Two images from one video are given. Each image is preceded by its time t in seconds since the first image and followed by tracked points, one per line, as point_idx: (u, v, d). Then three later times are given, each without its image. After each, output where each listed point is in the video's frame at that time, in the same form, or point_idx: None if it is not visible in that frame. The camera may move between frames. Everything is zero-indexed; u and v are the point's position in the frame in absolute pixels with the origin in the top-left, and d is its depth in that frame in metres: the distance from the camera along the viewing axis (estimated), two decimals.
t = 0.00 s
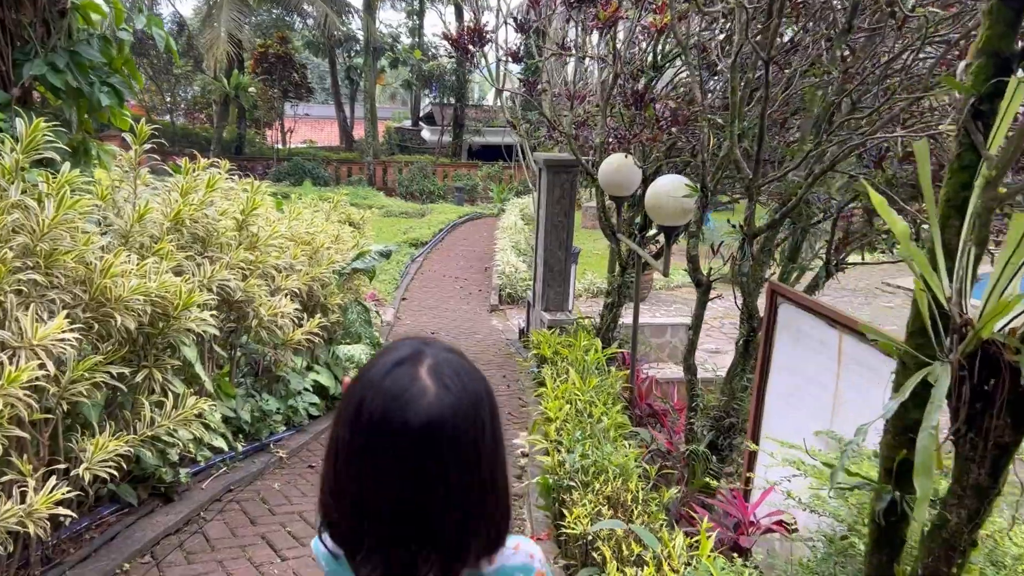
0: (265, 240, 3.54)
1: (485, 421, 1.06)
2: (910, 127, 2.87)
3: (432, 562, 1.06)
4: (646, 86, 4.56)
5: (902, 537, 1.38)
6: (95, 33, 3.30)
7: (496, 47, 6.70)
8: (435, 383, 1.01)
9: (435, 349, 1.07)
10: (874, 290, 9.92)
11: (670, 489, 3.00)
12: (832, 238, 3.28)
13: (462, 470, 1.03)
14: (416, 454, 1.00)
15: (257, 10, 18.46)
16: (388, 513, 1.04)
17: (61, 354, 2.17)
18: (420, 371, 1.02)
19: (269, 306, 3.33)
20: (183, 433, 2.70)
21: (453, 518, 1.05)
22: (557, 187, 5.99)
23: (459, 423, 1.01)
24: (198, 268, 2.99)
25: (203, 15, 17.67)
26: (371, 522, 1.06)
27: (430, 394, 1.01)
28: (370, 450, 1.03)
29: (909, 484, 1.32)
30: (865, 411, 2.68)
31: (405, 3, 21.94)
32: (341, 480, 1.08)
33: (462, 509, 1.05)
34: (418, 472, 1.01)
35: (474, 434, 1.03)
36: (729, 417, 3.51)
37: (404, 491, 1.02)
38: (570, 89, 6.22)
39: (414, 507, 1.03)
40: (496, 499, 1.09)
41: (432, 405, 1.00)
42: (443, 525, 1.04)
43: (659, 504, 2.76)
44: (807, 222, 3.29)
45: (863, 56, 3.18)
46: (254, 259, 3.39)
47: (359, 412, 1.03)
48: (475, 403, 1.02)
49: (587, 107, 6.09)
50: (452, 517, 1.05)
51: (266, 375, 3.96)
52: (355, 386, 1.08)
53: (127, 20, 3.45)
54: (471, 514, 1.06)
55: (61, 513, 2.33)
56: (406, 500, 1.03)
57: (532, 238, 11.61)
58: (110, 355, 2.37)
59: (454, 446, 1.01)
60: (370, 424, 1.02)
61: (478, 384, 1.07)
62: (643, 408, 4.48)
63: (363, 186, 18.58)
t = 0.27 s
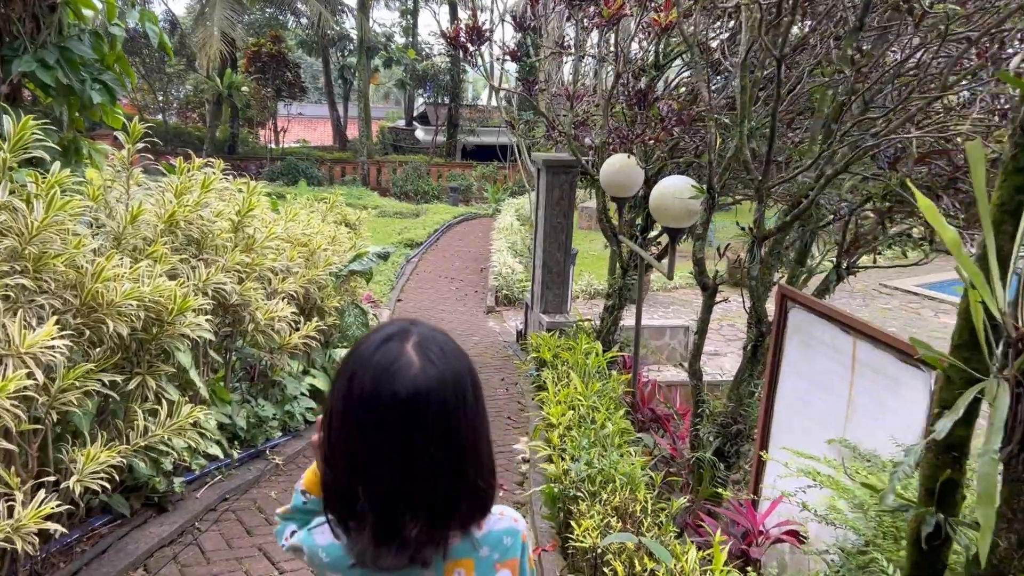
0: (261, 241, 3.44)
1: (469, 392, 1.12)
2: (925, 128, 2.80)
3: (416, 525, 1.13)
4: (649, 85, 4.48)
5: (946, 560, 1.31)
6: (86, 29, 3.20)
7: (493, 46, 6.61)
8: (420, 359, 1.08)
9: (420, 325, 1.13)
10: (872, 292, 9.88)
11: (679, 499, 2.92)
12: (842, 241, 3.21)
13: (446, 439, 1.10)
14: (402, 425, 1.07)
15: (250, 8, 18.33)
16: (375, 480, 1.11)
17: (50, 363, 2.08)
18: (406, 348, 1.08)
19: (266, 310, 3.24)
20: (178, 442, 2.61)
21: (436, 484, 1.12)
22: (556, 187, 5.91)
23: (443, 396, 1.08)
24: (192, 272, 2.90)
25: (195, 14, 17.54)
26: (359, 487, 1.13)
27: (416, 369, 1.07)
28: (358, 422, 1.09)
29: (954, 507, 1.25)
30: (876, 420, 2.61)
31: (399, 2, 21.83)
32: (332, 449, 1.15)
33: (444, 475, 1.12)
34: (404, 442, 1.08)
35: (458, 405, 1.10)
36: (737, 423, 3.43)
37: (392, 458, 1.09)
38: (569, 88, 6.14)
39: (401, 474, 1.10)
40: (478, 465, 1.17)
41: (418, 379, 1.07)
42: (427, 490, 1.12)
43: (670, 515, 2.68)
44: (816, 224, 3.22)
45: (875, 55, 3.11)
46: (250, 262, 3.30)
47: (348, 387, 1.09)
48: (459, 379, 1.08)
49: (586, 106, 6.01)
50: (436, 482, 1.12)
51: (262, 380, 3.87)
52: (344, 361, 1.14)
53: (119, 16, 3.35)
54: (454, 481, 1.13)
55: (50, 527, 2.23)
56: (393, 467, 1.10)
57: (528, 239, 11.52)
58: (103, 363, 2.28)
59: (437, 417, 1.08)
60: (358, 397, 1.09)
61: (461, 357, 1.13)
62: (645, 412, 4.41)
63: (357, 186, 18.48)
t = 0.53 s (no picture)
0: (252, 241, 3.36)
1: (418, 401, 1.20)
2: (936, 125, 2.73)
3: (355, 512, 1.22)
4: (649, 83, 4.41)
5: None
6: (72, 22, 3.10)
7: (489, 44, 6.53)
8: (370, 364, 1.16)
9: (384, 332, 1.21)
10: (868, 293, 9.83)
11: (682, 507, 2.84)
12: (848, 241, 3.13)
13: (388, 443, 1.18)
14: (347, 423, 1.16)
15: (242, 8, 18.20)
16: (323, 469, 1.21)
17: (29, 367, 1.99)
18: (361, 352, 1.16)
19: (258, 311, 3.16)
20: (165, 448, 2.52)
21: (376, 480, 1.21)
22: (553, 187, 5.83)
23: (389, 401, 1.16)
24: (180, 272, 2.81)
25: (188, 12, 17.40)
26: (308, 473, 1.23)
27: (366, 374, 1.15)
28: (311, 414, 1.19)
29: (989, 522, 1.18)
30: (886, 424, 2.54)
31: (392, 2, 21.73)
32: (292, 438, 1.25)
33: (384, 474, 1.20)
34: (348, 439, 1.17)
35: (403, 411, 1.18)
36: (740, 428, 3.36)
37: (337, 454, 1.18)
38: (566, 86, 6.06)
39: (345, 466, 1.19)
40: (422, 470, 1.24)
41: (366, 384, 1.15)
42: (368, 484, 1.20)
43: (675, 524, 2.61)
44: (820, 225, 3.15)
45: (882, 51, 3.04)
46: (241, 262, 3.21)
47: (306, 380, 1.18)
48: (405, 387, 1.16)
49: (583, 105, 5.93)
50: (376, 479, 1.21)
51: (253, 383, 3.78)
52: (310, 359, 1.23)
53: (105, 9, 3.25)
54: (393, 480, 1.21)
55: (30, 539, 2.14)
56: (337, 460, 1.19)
57: (522, 239, 11.44)
58: (86, 367, 2.19)
59: (380, 421, 1.16)
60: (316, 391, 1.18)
61: (416, 368, 1.21)
62: (644, 416, 4.34)
63: (350, 186, 18.37)
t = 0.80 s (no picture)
0: (237, 240, 3.25)
1: (383, 399, 1.21)
2: (945, 119, 2.64)
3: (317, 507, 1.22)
4: (645, 79, 4.32)
5: None
6: (49, 11, 2.98)
7: (482, 41, 6.43)
8: (335, 361, 1.18)
9: (353, 331, 1.23)
10: (864, 294, 9.77)
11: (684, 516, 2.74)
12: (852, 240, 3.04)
13: (354, 438, 1.19)
14: (312, 417, 1.18)
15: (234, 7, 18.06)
16: (288, 463, 1.22)
17: None
18: (327, 348, 1.18)
19: (243, 313, 3.05)
20: (143, 456, 2.41)
21: (342, 475, 1.21)
22: (547, 186, 5.73)
23: (352, 396, 1.18)
24: (161, 272, 2.71)
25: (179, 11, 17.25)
26: (276, 468, 1.24)
27: (330, 370, 1.17)
28: (279, 409, 1.21)
29: None
30: (893, 430, 2.44)
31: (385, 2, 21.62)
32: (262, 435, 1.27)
33: (348, 470, 1.21)
34: (312, 434, 1.19)
35: (367, 408, 1.19)
36: (741, 432, 3.26)
37: (302, 448, 1.20)
38: (561, 84, 5.96)
39: (309, 460, 1.21)
40: (387, 470, 1.25)
41: (329, 379, 1.17)
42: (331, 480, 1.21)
43: (677, 535, 2.51)
44: (823, 223, 3.02)
45: (887, 44, 2.96)
46: (225, 262, 3.10)
47: (275, 376, 1.21)
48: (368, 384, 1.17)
49: (578, 103, 5.84)
50: (341, 475, 1.22)
51: (240, 387, 3.67)
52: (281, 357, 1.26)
53: None
54: (356, 477, 1.22)
55: None
56: (301, 453, 1.20)
57: (516, 240, 11.34)
58: (57, 373, 2.09)
59: (345, 416, 1.18)
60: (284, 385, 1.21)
61: (383, 366, 1.22)
62: (641, 419, 4.24)
63: (342, 187, 18.24)
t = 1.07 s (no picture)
0: (223, 247, 3.16)
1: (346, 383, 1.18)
2: (953, 124, 2.56)
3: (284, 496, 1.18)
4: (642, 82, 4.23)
5: None
6: (26, 11, 2.87)
7: (476, 43, 6.35)
8: (297, 346, 1.14)
9: (312, 316, 1.19)
10: (861, 298, 9.71)
11: (685, 532, 2.66)
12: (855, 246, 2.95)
13: (319, 422, 1.16)
14: (276, 405, 1.14)
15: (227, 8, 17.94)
16: (253, 452, 1.18)
17: None
18: (288, 335, 1.15)
19: (228, 322, 2.95)
20: (121, 473, 2.31)
21: (307, 463, 1.18)
22: (542, 189, 5.64)
23: (316, 381, 1.14)
24: (141, 281, 2.62)
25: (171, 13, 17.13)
26: (237, 458, 1.19)
27: (293, 356, 1.14)
28: (241, 399, 1.16)
29: None
30: (899, 444, 2.36)
31: (379, 4, 21.53)
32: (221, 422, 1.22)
33: (313, 457, 1.18)
34: (275, 421, 1.15)
35: (330, 392, 1.16)
36: (741, 443, 3.19)
37: (266, 435, 1.16)
38: (556, 87, 5.89)
39: (273, 449, 1.17)
40: (352, 454, 1.22)
41: (293, 365, 1.13)
42: (298, 466, 1.17)
43: (677, 553, 2.43)
44: (825, 230, 2.93)
45: (890, 46, 2.88)
46: (210, 269, 3.00)
47: (235, 365, 1.16)
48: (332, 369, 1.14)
49: (573, 105, 5.76)
50: (306, 462, 1.18)
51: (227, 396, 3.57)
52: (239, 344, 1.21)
53: None
54: (322, 462, 1.18)
55: None
56: (266, 441, 1.16)
57: (510, 243, 11.26)
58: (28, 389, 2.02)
59: (309, 401, 1.14)
60: (245, 374, 1.17)
61: (347, 351, 1.19)
62: (638, 428, 4.15)
63: (336, 189, 18.14)
